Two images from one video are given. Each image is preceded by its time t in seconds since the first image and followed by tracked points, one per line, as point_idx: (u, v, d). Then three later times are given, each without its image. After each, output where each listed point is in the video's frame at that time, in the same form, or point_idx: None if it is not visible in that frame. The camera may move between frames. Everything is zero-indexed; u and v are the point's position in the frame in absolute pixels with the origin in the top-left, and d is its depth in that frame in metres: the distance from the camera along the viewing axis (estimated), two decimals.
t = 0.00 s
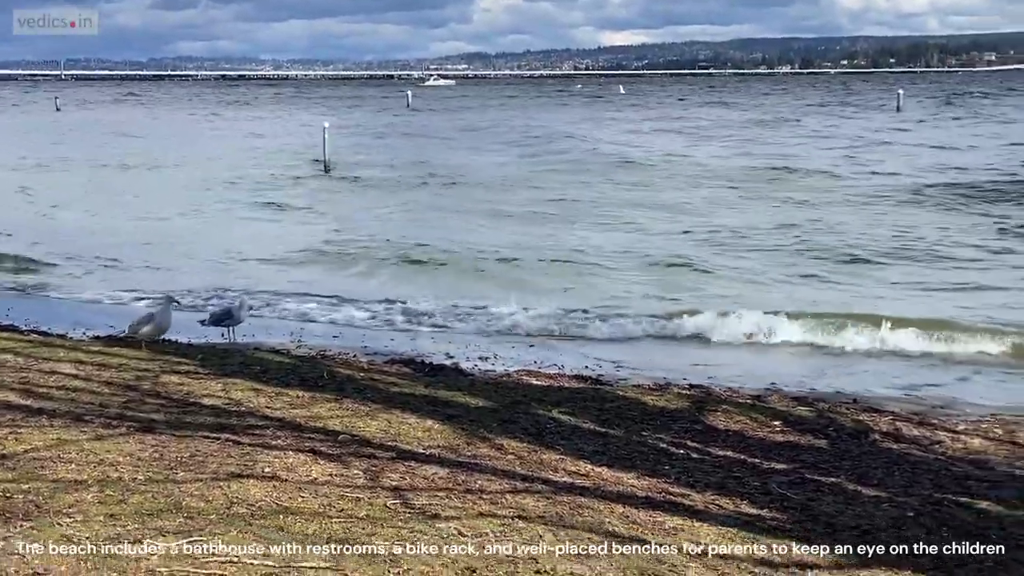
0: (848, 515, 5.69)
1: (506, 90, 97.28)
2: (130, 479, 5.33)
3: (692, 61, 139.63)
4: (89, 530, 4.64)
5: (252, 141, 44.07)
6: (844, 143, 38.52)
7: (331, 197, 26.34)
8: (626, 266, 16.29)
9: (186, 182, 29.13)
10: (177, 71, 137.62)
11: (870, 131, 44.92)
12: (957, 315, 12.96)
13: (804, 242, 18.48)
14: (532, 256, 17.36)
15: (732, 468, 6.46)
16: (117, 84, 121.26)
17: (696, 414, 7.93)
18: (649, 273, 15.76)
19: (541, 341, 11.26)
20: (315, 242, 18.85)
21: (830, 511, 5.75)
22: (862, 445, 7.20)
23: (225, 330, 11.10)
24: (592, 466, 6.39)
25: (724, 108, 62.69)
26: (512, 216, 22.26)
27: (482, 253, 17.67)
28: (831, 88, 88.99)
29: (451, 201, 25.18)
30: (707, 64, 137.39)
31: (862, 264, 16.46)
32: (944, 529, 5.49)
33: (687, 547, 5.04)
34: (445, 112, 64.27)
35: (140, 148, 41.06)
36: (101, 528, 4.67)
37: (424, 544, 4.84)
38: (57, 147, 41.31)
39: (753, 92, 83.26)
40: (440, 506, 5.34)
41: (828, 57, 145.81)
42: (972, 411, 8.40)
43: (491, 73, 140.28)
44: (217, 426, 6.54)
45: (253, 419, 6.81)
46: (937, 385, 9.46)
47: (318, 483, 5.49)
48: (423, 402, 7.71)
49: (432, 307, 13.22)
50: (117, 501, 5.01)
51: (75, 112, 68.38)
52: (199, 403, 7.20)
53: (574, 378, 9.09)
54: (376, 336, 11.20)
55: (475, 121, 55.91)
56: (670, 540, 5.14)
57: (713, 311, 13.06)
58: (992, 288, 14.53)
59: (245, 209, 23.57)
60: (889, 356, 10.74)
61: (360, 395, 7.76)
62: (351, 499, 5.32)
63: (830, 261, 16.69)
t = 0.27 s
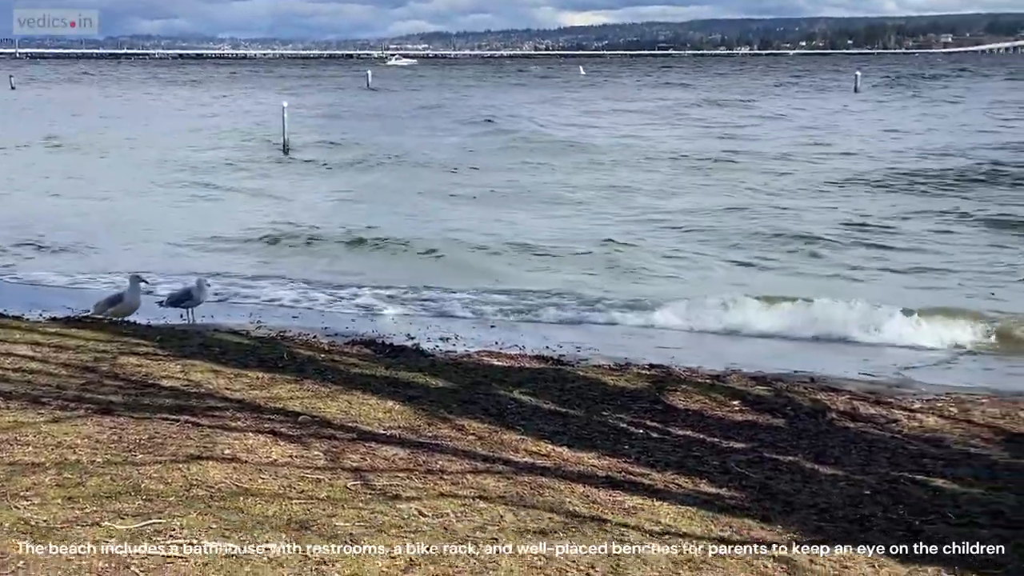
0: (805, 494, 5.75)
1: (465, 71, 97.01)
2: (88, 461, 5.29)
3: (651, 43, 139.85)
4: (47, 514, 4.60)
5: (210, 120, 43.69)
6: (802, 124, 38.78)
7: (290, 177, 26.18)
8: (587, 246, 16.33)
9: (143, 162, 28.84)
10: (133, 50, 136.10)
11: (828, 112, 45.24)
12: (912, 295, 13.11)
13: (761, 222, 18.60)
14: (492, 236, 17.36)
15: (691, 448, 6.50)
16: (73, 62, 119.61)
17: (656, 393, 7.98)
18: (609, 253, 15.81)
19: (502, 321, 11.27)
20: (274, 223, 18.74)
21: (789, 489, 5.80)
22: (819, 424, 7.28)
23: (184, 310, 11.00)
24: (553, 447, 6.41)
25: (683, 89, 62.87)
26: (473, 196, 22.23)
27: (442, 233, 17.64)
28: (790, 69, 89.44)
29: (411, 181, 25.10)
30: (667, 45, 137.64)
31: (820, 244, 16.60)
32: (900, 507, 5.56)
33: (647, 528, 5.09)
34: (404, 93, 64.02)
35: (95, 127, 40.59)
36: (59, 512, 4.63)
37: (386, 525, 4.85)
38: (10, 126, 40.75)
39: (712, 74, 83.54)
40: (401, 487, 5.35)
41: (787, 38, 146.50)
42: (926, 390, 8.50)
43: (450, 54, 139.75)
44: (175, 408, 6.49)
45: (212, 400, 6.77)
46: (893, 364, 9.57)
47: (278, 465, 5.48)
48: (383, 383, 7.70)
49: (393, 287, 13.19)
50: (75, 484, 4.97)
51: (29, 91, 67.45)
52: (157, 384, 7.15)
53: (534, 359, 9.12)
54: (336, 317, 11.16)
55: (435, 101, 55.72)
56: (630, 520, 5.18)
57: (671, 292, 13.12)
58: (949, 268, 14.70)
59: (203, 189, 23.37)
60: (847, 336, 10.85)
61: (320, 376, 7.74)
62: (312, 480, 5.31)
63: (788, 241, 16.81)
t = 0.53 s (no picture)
0: (752, 464, 5.85)
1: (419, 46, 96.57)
2: (37, 438, 5.28)
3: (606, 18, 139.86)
4: None
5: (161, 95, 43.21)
6: (754, 99, 39.03)
7: (242, 153, 26.00)
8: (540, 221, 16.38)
9: (92, 137, 28.50)
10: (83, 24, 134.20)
11: (780, 87, 45.54)
12: (859, 269, 13.29)
13: (712, 195, 18.73)
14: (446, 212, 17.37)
15: (641, 420, 6.59)
16: (20, 36, 117.64)
17: (607, 367, 8.06)
18: (562, 228, 15.88)
19: (456, 297, 11.31)
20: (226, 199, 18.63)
21: (736, 460, 5.90)
22: (768, 395, 7.40)
23: (134, 287, 10.94)
24: (506, 420, 6.47)
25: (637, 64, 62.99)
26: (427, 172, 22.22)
27: (396, 210, 17.63)
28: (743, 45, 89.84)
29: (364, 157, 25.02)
30: (621, 20, 137.70)
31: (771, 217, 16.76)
32: (844, 475, 5.68)
33: (597, 498, 5.17)
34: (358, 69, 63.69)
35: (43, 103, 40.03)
36: (8, 489, 4.64)
37: (338, 499, 4.89)
38: None
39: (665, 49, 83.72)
40: (353, 461, 5.39)
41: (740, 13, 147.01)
42: (872, 362, 8.66)
43: (405, 27, 138.90)
44: (126, 384, 6.48)
45: (162, 376, 6.76)
46: (840, 339, 9.74)
47: (229, 440, 5.50)
48: (336, 358, 7.72)
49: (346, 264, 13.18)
50: (24, 460, 4.97)
51: None
52: (107, 360, 7.13)
53: (488, 334, 9.17)
54: (290, 293, 11.14)
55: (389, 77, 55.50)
56: (580, 491, 5.25)
57: (623, 268, 13.22)
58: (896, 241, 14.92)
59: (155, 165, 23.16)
60: (795, 310, 11.01)
61: (272, 351, 7.74)
62: (263, 455, 5.33)
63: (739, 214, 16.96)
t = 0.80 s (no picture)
0: (697, 431, 5.89)
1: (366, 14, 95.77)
2: None
3: None
4: None
5: (100, 59, 42.46)
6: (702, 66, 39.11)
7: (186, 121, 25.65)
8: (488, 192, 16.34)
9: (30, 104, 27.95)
10: None
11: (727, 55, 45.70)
12: (805, 240, 13.40)
13: (659, 165, 18.77)
14: (394, 183, 17.28)
15: (587, 389, 6.60)
16: None
17: (554, 336, 8.07)
18: (511, 198, 15.85)
19: (403, 268, 11.26)
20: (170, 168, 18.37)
21: (682, 427, 5.94)
22: (714, 363, 7.45)
23: (74, 258, 10.79)
24: (453, 389, 6.46)
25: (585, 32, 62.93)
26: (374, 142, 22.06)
27: (343, 180, 17.50)
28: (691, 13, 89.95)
29: (310, 125, 24.78)
30: None
31: (718, 186, 16.83)
32: (788, 441, 5.73)
33: (543, 466, 5.20)
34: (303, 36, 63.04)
35: None
36: None
37: (282, 469, 4.87)
38: None
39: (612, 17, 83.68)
40: (297, 431, 5.36)
41: None
42: (816, 330, 8.74)
43: None
44: (65, 355, 6.40)
45: (102, 347, 6.68)
46: (786, 309, 9.83)
47: (170, 411, 5.45)
48: (281, 329, 7.67)
49: (293, 234, 13.08)
50: None
51: None
52: (46, 332, 7.03)
53: (435, 304, 9.15)
54: (235, 264, 11.03)
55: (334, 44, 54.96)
56: (526, 459, 5.27)
57: (572, 239, 13.22)
58: (841, 210, 15.05)
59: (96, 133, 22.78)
60: (743, 280, 11.09)
61: (215, 322, 7.67)
62: (205, 425, 5.29)
63: (687, 184, 17.02)
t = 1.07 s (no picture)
0: (643, 400, 5.92)
1: None
2: None
3: None
4: None
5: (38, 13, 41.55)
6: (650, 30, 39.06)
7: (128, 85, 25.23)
8: (436, 163, 16.27)
9: None
10: None
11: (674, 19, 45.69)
12: (751, 211, 13.49)
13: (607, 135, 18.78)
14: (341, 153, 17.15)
15: (534, 359, 6.62)
16: None
17: (501, 307, 8.07)
18: (459, 169, 15.79)
19: (350, 238, 11.19)
20: (111, 138, 18.08)
21: (628, 396, 5.97)
22: (660, 333, 7.49)
23: (13, 229, 10.60)
24: (399, 360, 6.44)
25: None
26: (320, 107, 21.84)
27: (289, 152, 17.35)
28: None
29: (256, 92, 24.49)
30: None
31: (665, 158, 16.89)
32: (733, 409, 5.78)
33: (489, 435, 5.20)
34: None
35: None
36: None
37: (227, 440, 4.84)
38: None
39: None
40: (242, 402, 5.32)
41: None
42: (761, 300, 8.81)
43: None
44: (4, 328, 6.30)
45: (42, 319, 6.58)
46: (730, 279, 9.89)
47: (113, 382, 5.39)
48: (225, 299, 7.59)
49: (238, 205, 12.94)
50: None
51: None
52: None
53: (381, 275, 9.11)
54: (180, 235, 10.91)
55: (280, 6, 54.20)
56: (473, 429, 5.27)
57: (520, 211, 13.21)
58: (787, 182, 15.15)
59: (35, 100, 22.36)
60: (689, 252, 11.14)
61: (158, 294, 7.57)
62: (147, 397, 5.25)
63: (634, 155, 17.05)
